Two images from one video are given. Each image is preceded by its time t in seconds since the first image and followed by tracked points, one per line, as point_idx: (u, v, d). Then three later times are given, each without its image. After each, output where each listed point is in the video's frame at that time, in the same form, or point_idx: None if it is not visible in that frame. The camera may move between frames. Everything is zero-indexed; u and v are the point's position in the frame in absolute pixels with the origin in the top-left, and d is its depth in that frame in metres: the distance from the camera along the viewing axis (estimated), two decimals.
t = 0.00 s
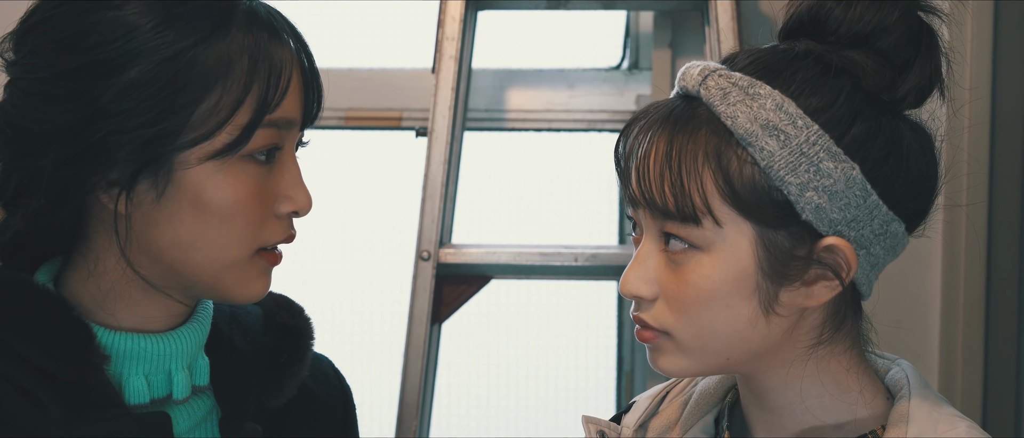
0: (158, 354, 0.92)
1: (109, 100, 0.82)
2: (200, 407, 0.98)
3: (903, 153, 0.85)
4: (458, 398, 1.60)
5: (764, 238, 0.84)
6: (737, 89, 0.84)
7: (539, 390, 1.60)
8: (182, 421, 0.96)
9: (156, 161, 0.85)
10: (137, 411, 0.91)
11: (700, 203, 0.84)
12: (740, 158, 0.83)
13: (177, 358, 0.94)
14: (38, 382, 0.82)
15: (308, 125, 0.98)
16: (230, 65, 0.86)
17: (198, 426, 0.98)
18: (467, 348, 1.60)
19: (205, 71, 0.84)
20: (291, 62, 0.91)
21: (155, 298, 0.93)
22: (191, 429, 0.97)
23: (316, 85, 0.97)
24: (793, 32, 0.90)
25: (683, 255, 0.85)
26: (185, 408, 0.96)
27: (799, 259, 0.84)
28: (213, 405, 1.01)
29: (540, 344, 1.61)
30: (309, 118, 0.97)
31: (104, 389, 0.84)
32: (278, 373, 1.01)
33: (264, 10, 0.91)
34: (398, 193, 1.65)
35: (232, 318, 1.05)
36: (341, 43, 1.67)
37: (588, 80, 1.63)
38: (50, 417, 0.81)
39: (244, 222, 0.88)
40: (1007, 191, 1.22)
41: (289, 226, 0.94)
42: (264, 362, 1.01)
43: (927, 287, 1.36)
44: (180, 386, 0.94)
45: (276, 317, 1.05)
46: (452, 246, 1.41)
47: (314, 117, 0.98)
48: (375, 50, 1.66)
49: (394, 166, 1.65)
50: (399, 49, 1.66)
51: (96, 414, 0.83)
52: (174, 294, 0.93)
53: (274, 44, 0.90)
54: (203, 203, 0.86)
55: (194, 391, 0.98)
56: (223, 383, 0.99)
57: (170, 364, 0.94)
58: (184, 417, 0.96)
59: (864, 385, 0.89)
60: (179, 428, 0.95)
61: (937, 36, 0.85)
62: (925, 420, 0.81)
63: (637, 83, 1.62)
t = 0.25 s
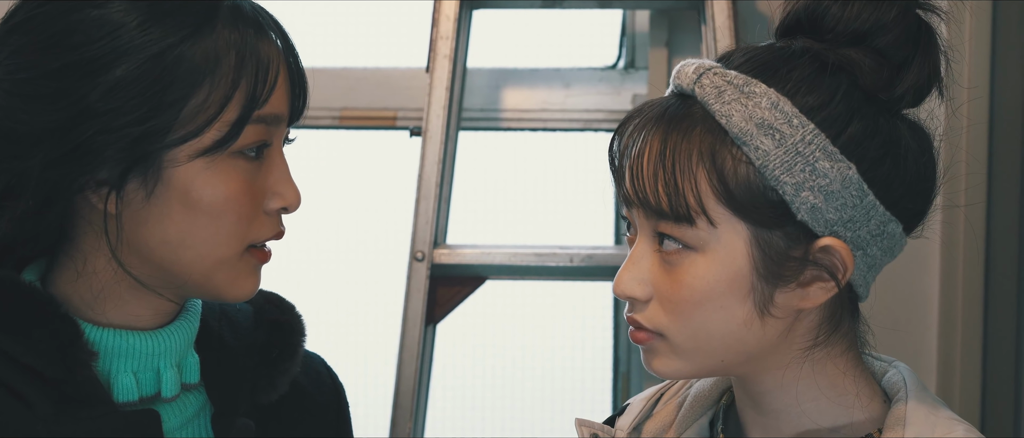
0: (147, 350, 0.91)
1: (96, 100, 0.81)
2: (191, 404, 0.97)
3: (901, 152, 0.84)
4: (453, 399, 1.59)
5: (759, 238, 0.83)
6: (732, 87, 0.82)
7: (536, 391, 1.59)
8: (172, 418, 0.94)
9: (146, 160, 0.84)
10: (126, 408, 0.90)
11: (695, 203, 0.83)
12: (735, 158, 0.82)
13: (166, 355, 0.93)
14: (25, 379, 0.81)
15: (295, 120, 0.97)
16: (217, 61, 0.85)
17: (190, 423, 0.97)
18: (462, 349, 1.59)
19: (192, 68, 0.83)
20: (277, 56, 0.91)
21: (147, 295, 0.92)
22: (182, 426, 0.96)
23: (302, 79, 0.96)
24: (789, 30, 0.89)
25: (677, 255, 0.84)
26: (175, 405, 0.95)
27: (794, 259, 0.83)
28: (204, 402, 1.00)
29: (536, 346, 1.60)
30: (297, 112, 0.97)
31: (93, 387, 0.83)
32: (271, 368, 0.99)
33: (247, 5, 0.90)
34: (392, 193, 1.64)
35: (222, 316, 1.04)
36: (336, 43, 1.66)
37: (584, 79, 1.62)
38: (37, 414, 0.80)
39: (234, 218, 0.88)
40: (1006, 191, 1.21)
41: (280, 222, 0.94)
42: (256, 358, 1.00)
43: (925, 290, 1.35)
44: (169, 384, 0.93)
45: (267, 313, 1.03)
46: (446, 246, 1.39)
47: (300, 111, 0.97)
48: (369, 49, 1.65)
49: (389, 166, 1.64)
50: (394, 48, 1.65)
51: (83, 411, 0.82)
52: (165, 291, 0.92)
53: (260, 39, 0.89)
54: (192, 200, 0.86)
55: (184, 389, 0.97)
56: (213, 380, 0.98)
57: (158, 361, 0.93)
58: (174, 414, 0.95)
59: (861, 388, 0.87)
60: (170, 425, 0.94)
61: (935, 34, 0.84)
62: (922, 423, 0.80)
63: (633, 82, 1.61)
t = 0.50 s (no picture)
0: (153, 341, 0.92)
1: (94, 102, 0.80)
2: (194, 394, 0.98)
3: (902, 153, 0.84)
4: (451, 400, 1.58)
5: (757, 241, 0.82)
6: (730, 88, 0.82)
7: (534, 393, 1.58)
8: (179, 407, 0.95)
9: (146, 160, 0.84)
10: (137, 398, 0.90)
11: (692, 204, 0.82)
12: (733, 159, 0.82)
13: (171, 346, 0.93)
14: (37, 371, 0.81)
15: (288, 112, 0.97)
16: (213, 57, 0.84)
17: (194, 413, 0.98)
18: (460, 351, 1.58)
19: (187, 66, 0.83)
20: (269, 48, 0.90)
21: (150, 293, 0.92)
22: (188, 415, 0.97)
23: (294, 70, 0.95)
24: (788, 31, 0.88)
25: (675, 257, 0.84)
26: (182, 395, 0.96)
27: (793, 261, 0.82)
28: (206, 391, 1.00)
29: (534, 347, 1.59)
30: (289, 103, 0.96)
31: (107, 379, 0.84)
32: (269, 351, 0.99)
33: None
34: (390, 194, 1.63)
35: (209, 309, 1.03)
36: (333, 43, 1.65)
37: (583, 80, 1.61)
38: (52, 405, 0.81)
39: (235, 213, 0.88)
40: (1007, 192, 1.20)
41: (276, 216, 0.94)
42: (252, 345, 0.99)
43: (926, 290, 1.34)
44: (176, 375, 0.93)
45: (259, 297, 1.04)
46: (444, 248, 1.39)
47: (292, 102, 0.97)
48: (367, 49, 1.64)
49: (387, 167, 1.63)
50: (392, 48, 1.64)
51: (99, 402, 0.83)
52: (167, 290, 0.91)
53: (251, 31, 0.88)
54: (194, 196, 0.86)
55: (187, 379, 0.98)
56: (216, 373, 0.97)
57: (164, 352, 0.93)
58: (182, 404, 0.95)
59: (861, 392, 0.87)
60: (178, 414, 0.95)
61: (936, 33, 0.83)
62: (923, 429, 0.79)
63: (632, 83, 1.60)
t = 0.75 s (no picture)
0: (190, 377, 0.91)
1: (104, 140, 0.80)
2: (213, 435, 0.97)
3: (906, 154, 0.83)
4: (452, 403, 1.58)
5: (760, 243, 0.81)
6: (733, 88, 0.81)
7: (536, 396, 1.58)
8: None
9: (171, 184, 0.83)
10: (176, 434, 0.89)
11: (694, 206, 0.81)
12: (735, 160, 0.81)
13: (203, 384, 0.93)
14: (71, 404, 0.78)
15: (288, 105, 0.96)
16: (206, 65, 0.84)
17: None
18: (461, 353, 1.58)
19: (184, 80, 0.82)
20: (258, 46, 0.89)
21: (188, 317, 0.92)
22: None
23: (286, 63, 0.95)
24: (791, 31, 0.88)
25: (677, 259, 0.83)
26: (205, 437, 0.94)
27: (796, 264, 0.82)
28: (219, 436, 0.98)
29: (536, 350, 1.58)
30: (288, 94, 0.96)
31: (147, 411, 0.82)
32: (272, 368, 1.03)
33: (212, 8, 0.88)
34: (391, 195, 1.62)
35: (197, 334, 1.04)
36: (333, 43, 1.64)
37: (585, 81, 1.60)
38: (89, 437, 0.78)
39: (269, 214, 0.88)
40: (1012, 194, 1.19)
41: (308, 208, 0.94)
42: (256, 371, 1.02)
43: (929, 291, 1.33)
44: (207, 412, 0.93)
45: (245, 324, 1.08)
46: (446, 250, 1.38)
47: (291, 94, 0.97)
48: (368, 50, 1.63)
49: (389, 168, 1.62)
50: (393, 49, 1.63)
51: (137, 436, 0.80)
52: (212, 304, 0.91)
53: (236, 34, 0.87)
54: (227, 208, 0.86)
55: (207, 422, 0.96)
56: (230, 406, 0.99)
57: (196, 390, 0.92)
58: None
59: (866, 396, 0.86)
60: None
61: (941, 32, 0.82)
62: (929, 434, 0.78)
63: (634, 84, 1.60)
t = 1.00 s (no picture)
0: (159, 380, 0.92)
1: (100, 150, 0.80)
2: None
3: (911, 156, 0.82)
4: (454, 405, 1.57)
5: (763, 244, 0.81)
6: (736, 89, 0.81)
7: (538, 398, 1.57)
8: None
9: (154, 208, 0.83)
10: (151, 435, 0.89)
11: (697, 207, 0.81)
12: (738, 162, 0.80)
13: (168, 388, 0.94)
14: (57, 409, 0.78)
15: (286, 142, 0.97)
16: (219, 95, 0.85)
17: None
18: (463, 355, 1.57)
19: (193, 106, 0.83)
20: (272, 81, 0.90)
21: (159, 331, 0.92)
22: None
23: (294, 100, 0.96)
24: (796, 32, 0.87)
25: (680, 261, 0.83)
26: None
27: (799, 265, 0.81)
28: None
29: (538, 352, 1.58)
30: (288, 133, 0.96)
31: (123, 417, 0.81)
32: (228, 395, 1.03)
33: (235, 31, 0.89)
34: (393, 197, 1.62)
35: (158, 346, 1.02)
36: (335, 44, 1.64)
37: (587, 82, 1.60)
38: None
39: (243, 255, 0.88)
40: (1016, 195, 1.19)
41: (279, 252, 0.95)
42: (208, 379, 1.03)
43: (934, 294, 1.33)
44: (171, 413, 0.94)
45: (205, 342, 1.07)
46: (448, 251, 1.38)
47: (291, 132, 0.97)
48: (370, 51, 1.63)
49: (391, 169, 1.62)
50: (395, 50, 1.63)
51: None
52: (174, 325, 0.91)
53: (253, 62, 0.88)
54: (206, 241, 0.85)
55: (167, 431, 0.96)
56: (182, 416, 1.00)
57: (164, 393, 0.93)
58: None
59: (871, 400, 0.85)
60: None
61: (947, 34, 0.82)
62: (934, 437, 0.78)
63: (637, 85, 1.59)
